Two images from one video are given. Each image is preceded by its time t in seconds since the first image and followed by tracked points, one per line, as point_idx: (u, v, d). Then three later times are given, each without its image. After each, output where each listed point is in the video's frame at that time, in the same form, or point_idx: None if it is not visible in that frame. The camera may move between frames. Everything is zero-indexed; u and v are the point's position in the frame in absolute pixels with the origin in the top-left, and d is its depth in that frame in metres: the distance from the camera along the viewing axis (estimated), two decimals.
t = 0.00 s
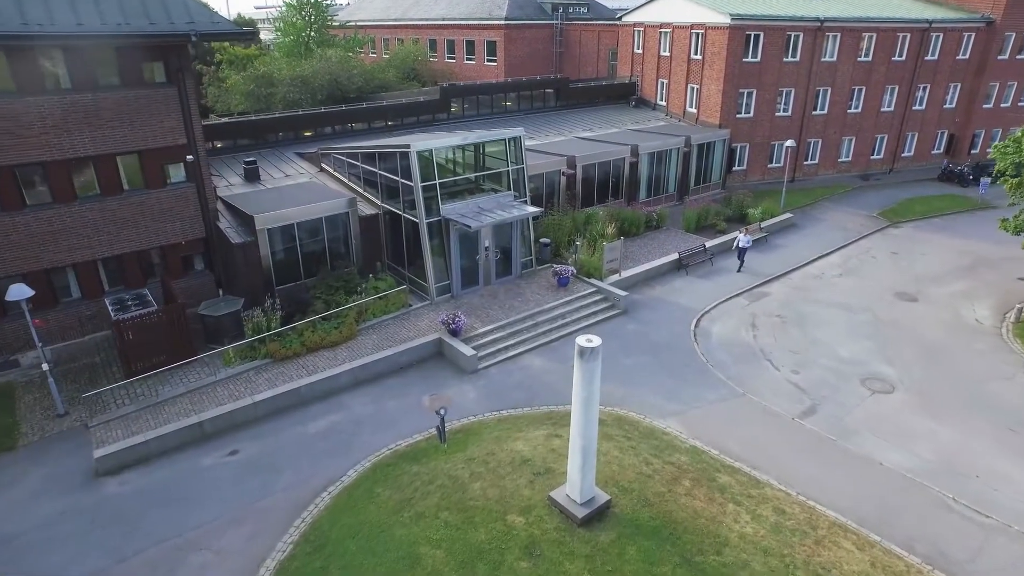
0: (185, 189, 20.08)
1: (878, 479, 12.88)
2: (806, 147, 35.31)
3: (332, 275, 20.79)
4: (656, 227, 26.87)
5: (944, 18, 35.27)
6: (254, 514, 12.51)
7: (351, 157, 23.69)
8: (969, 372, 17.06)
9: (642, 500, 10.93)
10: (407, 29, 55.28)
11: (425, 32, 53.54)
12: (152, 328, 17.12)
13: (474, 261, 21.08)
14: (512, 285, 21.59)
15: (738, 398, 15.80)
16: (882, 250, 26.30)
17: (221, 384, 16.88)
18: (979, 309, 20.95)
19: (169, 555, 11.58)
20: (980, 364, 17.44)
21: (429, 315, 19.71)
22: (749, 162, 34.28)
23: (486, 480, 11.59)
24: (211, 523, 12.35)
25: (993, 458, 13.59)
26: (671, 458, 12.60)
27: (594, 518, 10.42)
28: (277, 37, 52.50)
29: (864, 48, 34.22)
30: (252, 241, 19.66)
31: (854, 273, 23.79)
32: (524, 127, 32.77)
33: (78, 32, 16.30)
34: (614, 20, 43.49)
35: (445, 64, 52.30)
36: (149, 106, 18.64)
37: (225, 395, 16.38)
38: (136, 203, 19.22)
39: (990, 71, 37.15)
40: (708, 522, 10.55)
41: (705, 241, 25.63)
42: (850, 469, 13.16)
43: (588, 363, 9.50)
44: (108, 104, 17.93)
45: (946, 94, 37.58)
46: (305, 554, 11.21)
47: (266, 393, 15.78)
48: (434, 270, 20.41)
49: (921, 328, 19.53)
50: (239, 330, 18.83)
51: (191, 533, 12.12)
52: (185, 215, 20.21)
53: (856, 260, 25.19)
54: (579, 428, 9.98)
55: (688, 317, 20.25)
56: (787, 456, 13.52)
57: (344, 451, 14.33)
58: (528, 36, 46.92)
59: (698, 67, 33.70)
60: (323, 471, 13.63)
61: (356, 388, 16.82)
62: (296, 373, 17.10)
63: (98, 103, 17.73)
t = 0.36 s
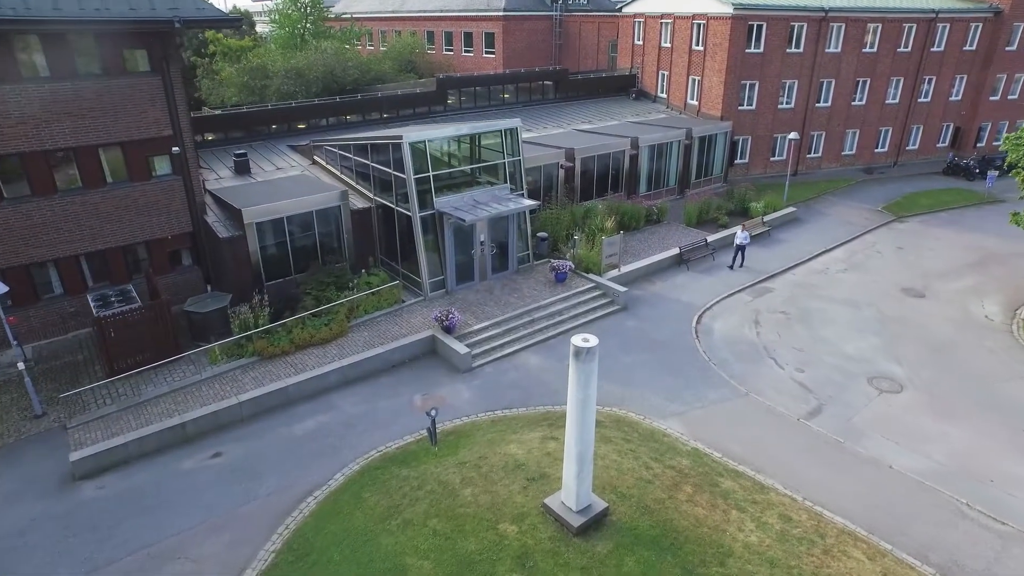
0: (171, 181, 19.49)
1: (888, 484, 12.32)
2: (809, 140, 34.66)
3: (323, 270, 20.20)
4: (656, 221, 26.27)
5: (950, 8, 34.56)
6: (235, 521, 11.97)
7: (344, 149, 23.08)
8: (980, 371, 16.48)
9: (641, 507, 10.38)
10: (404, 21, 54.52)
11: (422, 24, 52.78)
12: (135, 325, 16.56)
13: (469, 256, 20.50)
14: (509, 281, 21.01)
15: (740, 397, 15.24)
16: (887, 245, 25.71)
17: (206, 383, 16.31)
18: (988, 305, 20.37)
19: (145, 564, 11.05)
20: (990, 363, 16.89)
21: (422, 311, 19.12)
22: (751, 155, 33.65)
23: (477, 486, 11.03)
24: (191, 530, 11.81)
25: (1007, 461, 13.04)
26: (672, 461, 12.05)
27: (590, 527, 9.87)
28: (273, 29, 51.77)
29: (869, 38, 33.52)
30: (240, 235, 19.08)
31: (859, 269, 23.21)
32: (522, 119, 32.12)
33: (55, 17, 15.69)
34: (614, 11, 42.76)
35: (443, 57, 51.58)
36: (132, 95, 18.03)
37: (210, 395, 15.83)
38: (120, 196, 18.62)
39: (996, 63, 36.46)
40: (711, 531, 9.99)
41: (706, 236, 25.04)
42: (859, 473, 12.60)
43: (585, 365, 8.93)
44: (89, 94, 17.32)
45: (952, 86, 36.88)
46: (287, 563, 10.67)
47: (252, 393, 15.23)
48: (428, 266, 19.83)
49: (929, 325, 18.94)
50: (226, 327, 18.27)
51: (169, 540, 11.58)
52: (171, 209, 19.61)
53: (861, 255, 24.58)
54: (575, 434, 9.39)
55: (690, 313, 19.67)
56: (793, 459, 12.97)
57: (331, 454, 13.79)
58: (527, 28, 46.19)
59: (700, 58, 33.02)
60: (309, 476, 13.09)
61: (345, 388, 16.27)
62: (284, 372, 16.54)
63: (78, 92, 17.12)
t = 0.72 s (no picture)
0: (155, 173, 18.88)
1: (896, 487, 11.77)
2: (811, 132, 34.01)
3: (311, 265, 19.61)
4: (655, 215, 25.68)
5: None
6: (213, 526, 11.45)
7: (334, 140, 22.47)
8: (989, 368, 15.94)
9: (637, 513, 9.84)
10: (401, 13, 53.78)
11: (419, 15, 52.04)
12: (115, 322, 16.00)
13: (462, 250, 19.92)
14: (503, 275, 20.44)
15: (741, 396, 14.70)
16: (891, 239, 25.12)
17: (188, 381, 15.77)
18: (996, 301, 19.79)
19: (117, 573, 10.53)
20: (1000, 360, 16.33)
21: (413, 306, 18.55)
22: (752, 147, 33.02)
23: (464, 491, 10.51)
24: (166, 536, 11.30)
25: (1019, 463, 12.50)
26: (670, 464, 11.51)
27: (582, 535, 9.35)
28: (268, 21, 51.03)
29: (873, 28, 32.83)
30: (226, 228, 18.51)
31: (863, 263, 22.62)
32: (519, 111, 31.48)
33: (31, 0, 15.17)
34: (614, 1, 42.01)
35: (440, 48, 50.87)
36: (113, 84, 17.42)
37: (192, 394, 15.29)
38: (102, 188, 18.02)
39: (1003, 54, 35.76)
40: (710, 540, 9.46)
41: (707, 229, 24.45)
42: (864, 476, 12.07)
43: (576, 366, 8.35)
44: (68, 82, 16.71)
45: (957, 77, 36.19)
46: (264, 572, 10.16)
47: (235, 392, 14.69)
48: (420, 260, 19.25)
49: (935, 321, 18.39)
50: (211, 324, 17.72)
51: (143, 547, 11.07)
52: (155, 201, 19.02)
53: (865, 249, 23.99)
54: (566, 438, 8.85)
55: (689, 309, 19.11)
56: (796, 461, 12.43)
57: (315, 456, 13.25)
58: (524, 19, 45.45)
59: (700, 48, 32.37)
60: (292, 479, 12.56)
61: (332, 386, 15.73)
62: (269, 370, 16.00)
63: (55, 80, 16.51)
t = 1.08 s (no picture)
0: (135, 164, 18.31)
1: (898, 489, 11.28)
2: (812, 124, 33.41)
3: (297, 258, 19.07)
4: (652, 207, 25.14)
5: None
6: (185, 530, 10.96)
7: (323, 131, 21.91)
8: (994, 365, 15.43)
9: (626, 517, 9.35)
10: (396, 4, 53.07)
11: (415, 7, 51.32)
12: (91, 317, 15.48)
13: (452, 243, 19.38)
14: (495, 269, 19.91)
15: (738, 394, 14.21)
16: (893, 232, 24.58)
17: (167, 377, 15.27)
18: (1000, 295, 19.27)
19: None
20: (1004, 356, 15.82)
21: (402, 301, 18.03)
22: (752, 139, 32.44)
23: (446, 494, 10.02)
24: (136, 540, 10.81)
25: None
26: (662, 465, 11.00)
27: (568, 542, 8.87)
28: (261, 12, 50.34)
29: (875, 18, 32.15)
30: (209, 220, 17.97)
31: (864, 257, 22.09)
32: (514, 102, 30.88)
33: None
34: None
35: (436, 40, 50.18)
36: (89, 71, 16.85)
37: (170, 391, 14.79)
38: (80, 179, 17.47)
39: (1007, 44, 35.12)
40: (703, 546, 8.96)
41: (704, 222, 23.91)
42: (865, 477, 11.57)
43: (559, 364, 7.83)
44: (41, 68, 16.13)
45: (960, 68, 35.57)
46: None
47: (214, 389, 14.19)
48: (408, 253, 18.71)
49: (938, 316, 17.88)
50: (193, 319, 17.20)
51: (111, 552, 10.58)
52: (137, 193, 18.45)
53: (867, 242, 23.45)
54: (550, 440, 8.34)
55: (686, 303, 18.59)
56: (794, 461, 11.94)
57: (295, 456, 12.75)
58: (521, 9, 44.75)
59: (699, 38, 31.74)
60: (269, 480, 12.07)
61: (315, 383, 15.23)
62: (251, 366, 15.51)
63: (28, 66, 15.93)
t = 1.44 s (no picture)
0: (113, 152, 17.64)
1: (896, 490, 10.80)
2: (811, 115, 32.82)
3: (279, 250, 18.54)
4: (647, 199, 24.61)
5: None
6: (150, 531, 10.50)
7: (308, 120, 21.34)
8: (995, 360, 14.94)
9: (608, 520, 8.87)
10: None
11: None
12: (63, 310, 14.96)
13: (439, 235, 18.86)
14: (483, 261, 19.41)
15: (730, 389, 13.72)
16: (893, 224, 24.04)
17: (142, 372, 14.77)
18: (1002, 289, 18.76)
19: None
20: (1006, 351, 15.34)
21: (386, 294, 17.53)
22: (750, 130, 31.88)
23: (420, 495, 9.55)
24: (98, 542, 10.34)
25: None
26: (649, 464, 10.52)
27: (546, 546, 8.40)
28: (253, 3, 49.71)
29: (876, 6, 31.50)
30: (189, 212, 17.43)
31: (863, 249, 21.58)
32: (507, 92, 30.32)
33: None
34: None
35: (431, 31, 49.53)
36: (62, 56, 16.32)
37: (144, 386, 14.30)
38: (55, 168, 16.80)
39: (1010, 34, 34.47)
40: (688, 551, 8.48)
41: (700, 214, 23.39)
42: (861, 476, 11.09)
43: (531, 358, 7.34)
44: (11, 52, 15.56)
45: (963, 59, 34.95)
46: None
47: (188, 385, 13.70)
48: (394, 245, 18.19)
49: (938, 310, 17.38)
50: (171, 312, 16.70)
51: (70, 554, 10.11)
52: (114, 183, 17.82)
53: (866, 235, 22.93)
54: (524, 439, 7.86)
55: (678, 296, 18.09)
56: (787, 460, 11.45)
57: (269, 454, 12.28)
58: None
59: (696, 28, 31.15)
60: (241, 480, 11.60)
61: (294, 379, 14.75)
62: (228, 361, 15.02)
63: None
